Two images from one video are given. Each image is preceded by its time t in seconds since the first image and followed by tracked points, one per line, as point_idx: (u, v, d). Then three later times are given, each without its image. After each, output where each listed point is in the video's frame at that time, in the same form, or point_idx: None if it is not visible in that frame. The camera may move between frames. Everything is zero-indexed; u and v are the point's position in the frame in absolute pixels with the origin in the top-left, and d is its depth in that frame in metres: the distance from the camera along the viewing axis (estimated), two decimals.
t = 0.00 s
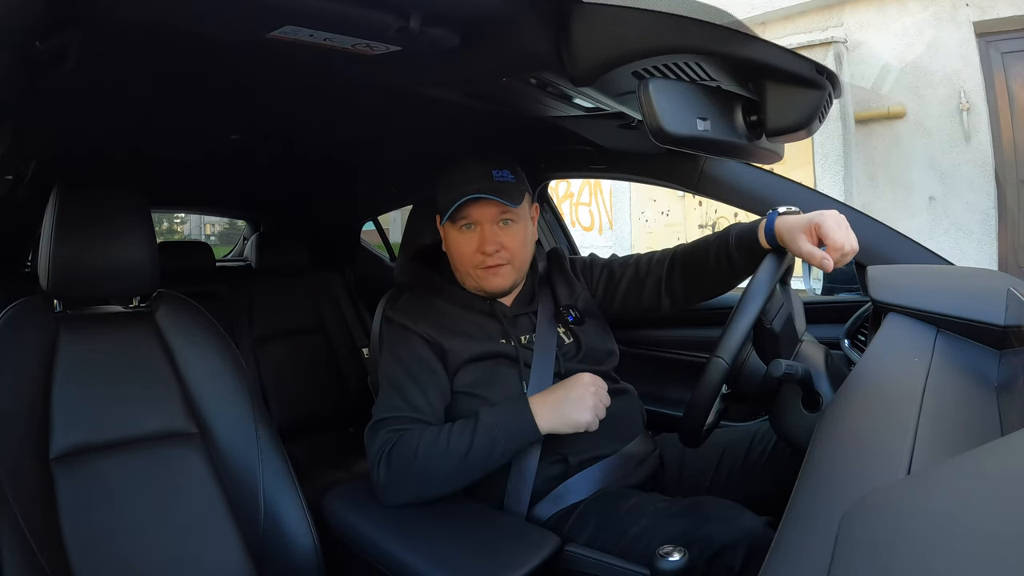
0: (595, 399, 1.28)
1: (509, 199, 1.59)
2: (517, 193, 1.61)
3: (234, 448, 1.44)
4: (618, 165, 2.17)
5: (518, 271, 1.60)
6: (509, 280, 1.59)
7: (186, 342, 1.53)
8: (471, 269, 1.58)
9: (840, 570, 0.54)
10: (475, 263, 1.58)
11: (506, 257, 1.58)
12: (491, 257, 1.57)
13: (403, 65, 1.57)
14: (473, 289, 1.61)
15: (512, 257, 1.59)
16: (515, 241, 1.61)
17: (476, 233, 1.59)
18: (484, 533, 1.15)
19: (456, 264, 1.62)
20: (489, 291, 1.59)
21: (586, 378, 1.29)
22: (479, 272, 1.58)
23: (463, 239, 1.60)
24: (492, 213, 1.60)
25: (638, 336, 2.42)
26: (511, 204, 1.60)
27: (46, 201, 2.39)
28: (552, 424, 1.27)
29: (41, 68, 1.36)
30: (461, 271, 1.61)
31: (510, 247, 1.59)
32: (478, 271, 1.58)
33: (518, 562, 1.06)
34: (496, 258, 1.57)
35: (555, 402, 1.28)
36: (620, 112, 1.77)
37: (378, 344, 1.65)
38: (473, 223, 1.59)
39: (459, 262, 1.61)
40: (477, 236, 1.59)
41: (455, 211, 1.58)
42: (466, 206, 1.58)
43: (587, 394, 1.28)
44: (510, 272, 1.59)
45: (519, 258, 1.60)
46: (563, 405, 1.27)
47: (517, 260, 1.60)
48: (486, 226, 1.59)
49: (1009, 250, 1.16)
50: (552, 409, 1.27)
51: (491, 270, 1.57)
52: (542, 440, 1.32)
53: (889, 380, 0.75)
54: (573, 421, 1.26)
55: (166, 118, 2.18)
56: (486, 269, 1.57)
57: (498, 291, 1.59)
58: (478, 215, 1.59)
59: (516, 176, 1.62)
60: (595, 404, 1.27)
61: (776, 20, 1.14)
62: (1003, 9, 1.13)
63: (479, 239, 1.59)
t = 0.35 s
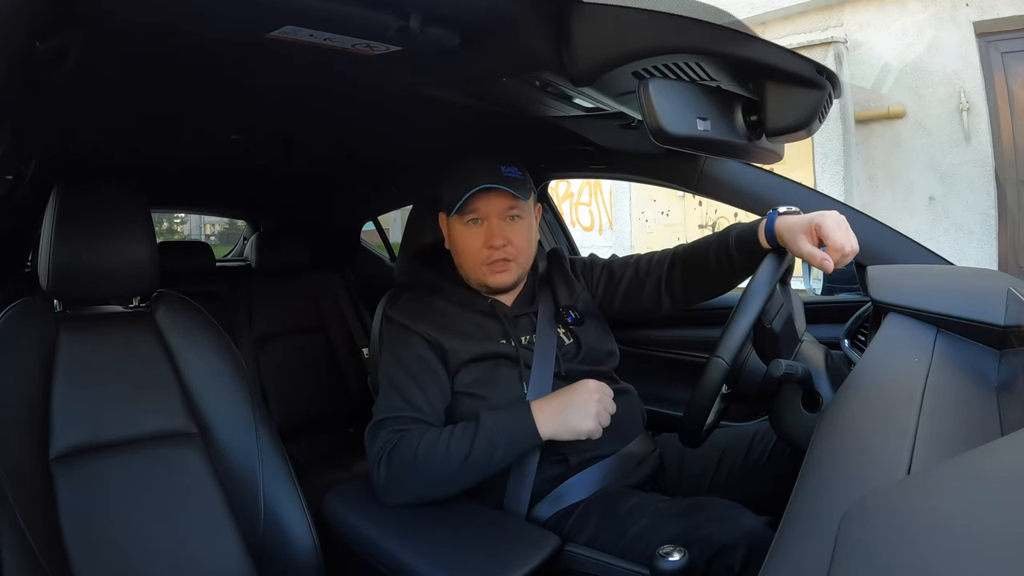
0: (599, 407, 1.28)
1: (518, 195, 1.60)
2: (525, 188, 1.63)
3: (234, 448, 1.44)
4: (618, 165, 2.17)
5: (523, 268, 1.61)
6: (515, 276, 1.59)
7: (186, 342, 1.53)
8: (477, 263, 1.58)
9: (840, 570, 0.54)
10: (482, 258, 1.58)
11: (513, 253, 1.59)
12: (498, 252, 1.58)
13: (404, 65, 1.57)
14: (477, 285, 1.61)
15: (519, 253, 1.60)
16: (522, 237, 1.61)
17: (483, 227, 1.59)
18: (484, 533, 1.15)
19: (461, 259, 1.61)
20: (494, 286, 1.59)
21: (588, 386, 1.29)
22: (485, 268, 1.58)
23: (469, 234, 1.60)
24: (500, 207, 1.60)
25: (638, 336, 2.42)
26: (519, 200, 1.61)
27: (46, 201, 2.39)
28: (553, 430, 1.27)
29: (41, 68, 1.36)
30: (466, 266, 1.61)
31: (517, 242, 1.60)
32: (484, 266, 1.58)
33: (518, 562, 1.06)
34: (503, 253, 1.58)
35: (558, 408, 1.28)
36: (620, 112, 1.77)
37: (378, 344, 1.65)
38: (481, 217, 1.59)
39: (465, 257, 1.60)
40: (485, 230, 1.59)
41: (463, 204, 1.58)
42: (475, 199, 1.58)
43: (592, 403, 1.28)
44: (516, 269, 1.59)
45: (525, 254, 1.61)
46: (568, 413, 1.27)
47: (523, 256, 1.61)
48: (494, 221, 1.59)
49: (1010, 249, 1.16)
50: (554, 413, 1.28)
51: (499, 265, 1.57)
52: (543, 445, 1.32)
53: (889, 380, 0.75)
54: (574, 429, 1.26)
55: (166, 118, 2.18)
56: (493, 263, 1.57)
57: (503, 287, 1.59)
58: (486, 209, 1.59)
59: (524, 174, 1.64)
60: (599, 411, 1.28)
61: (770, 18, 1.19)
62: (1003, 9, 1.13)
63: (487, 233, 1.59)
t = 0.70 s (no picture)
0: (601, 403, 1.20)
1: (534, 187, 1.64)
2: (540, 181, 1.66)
3: (233, 448, 1.43)
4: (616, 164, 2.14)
5: (536, 261, 1.64)
6: (532, 267, 1.61)
7: (185, 341, 1.52)
8: (499, 255, 1.58)
9: (839, 569, 0.54)
10: (504, 250, 1.59)
11: (532, 244, 1.62)
12: (520, 243, 1.60)
13: (404, 65, 1.57)
14: (494, 279, 1.60)
15: (536, 245, 1.63)
16: (537, 229, 1.65)
17: (503, 219, 1.60)
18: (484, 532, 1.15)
19: (480, 253, 1.60)
20: (514, 278, 1.59)
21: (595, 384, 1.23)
22: (507, 260, 1.59)
23: (489, 225, 1.60)
24: (518, 199, 1.62)
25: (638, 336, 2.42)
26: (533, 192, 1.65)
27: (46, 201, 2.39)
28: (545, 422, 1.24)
29: (41, 69, 1.36)
30: (484, 260, 1.60)
31: (534, 234, 1.63)
32: (506, 258, 1.59)
33: (517, 563, 1.05)
34: (524, 244, 1.60)
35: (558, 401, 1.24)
36: (620, 112, 1.77)
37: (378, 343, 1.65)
38: (501, 209, 1.60)
39: (484, 250, 1.60)
40: (506, 222, 1.60)
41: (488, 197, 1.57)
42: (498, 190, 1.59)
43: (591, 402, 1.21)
44: (534, 260, 1.62)
45: (538, 246, 1.65)
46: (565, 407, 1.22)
47: (539, 248, 1.64)
48: (513, 213, 1.61)
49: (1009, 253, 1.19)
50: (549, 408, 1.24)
51: (521, 256, 1.59)
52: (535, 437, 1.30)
53: (889, 380, 0.75)
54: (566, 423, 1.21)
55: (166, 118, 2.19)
56: (516, 254, 1.59)
57: (521, 279, 1.60)
58: (506, 201, 1.61)
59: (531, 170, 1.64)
60: (600, 408, 1.20)
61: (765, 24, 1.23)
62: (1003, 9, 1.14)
63: (507, 225, 1.60)
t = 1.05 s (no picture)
0: (603, 418, 1.16)
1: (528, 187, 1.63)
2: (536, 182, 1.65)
3: (234, 447, 1.44)
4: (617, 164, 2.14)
5: (531, 262, 1.62)
6: (524, 269, 1.60)
7: (186, 341, 1.53)
8: (490, 256, 1.59)
9: (840, 570, 0.54)
10: (495, 251, 1.58)
11: (523, 245, 1.60)
12: (511, 244, 1.59)
13: (404, 65, 1.57)
14: (486, 279, 1.61)
15: (529, 247, 1.61)
16: (531, 230, 1.63)
17: (494, 220, 1.60)
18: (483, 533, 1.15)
19: (473, 254, 1.61)
20: (506, 279, 1.59)
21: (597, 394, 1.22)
22: (497, 260, 1.58)
23: (480, 226, 1.60)
24: (512, 200, 1.62)
25: (638, 335, 2.42)
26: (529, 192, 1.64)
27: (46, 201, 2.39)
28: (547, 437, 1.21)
29: (40, 69, 1.36)
30: (477, 260, 1.60)
31: (528, 235, 1.62)
32: (497, 259, 1.58)
33: (517, 562, 1.05)
34: (516, 245, 1.59)
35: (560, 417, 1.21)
36: (621, 112, 1.77)
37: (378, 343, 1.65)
38: (492, 210, 1.60)
39: (477, 251, 1.60)
40: (497, 223, 1.60)
41: (475, 198, 1.58)
42: (489, 189, 1.59)
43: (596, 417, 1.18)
44: (527, 261, 1.61)
45: (533, 247, 1.63)
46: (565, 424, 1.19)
47: (533, 249, 1.62)
48: (505, 213, 1.60)
49: (1009, 252, 1.18)
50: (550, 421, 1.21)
51: (510, 257, 1.58)
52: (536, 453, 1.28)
53: (889, 380, 0.75)
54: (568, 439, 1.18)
55: (166, 118, 2.18)
56: (505, 256, 1.58)
57: (513, 280, 1.60)
58: (498, 202, 1.60)
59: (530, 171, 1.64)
60: (605, 429, 1.15)
61: (765, 24, 1.24)
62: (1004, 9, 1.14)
63: (498, 226, 1.60)
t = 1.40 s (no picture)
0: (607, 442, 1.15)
1: (529, 189, 1.62)
2: (536, 184, 1.64)
3: (234, 448, 1.44)
4: (617, 164, 2.14)
5: (528, 264, 1.62)
6: (521, 272, 1.60)
7: (185, 341, 1.53)
8: (486, 258, 1.59)
9: (839, 570, 0.54)
10: (491, 253, 1.58)
11: (521, 248, 1.59)
12: (508, 246, 1.58)
13: (404, 65, 1.57)
14: (483, 280, 1.61)
15: (526, 250, 1.60)
16: (530, 233, 1.62)
17: (492, 222, 1.60)
18: (482, 534, 1.14)
19: (470, 254, 1.62)
20: (502, 281, 1.59)
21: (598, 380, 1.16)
22: (493, 262, 1.58)
23: (478, 227, 1.60)
24: (511, 202, 1.61)
25: (638, 335, 2.42)
26: (530, 194, 1.63)
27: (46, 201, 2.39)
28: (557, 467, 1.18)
29: (40, 69, 1.36)
30: (474, 260, 1.61)
31: (525, 238, 1.61)
32: (493, 260, 1.58)
33: (517, 562, 1.06)
34: (512, 247, 1.58)
35: (563, 429, 1.19)
36: (620, 112, 1.77)
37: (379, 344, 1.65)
38: (490, 211, 1.59)
39: (474, 251, 1.61)
40: (495, 224, 1.60)
41: (473, 198, 1.58)
42: (487, 192, 1.59)
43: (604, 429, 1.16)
44: (523, 264, 1.60)
45: (532, 250, 1.62)
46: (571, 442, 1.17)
47: (530, 252, 1.61)
48: (503, 216, 1.60)
49: (1008, 251, 1.18)
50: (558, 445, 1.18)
51: (506, 260, 1.58)
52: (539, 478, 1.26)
53: (889, 380, 0.75)
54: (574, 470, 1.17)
55: (166, 118, 2.18)
56: (501, 259, 1.58)
57: (509, 282, 1.60)
58: (497, 204, 1.60)
59: (533, 172, 1.64)
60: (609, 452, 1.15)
61: (765, 24, 1.24)
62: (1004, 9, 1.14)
63: (496, 228, 1.59)
